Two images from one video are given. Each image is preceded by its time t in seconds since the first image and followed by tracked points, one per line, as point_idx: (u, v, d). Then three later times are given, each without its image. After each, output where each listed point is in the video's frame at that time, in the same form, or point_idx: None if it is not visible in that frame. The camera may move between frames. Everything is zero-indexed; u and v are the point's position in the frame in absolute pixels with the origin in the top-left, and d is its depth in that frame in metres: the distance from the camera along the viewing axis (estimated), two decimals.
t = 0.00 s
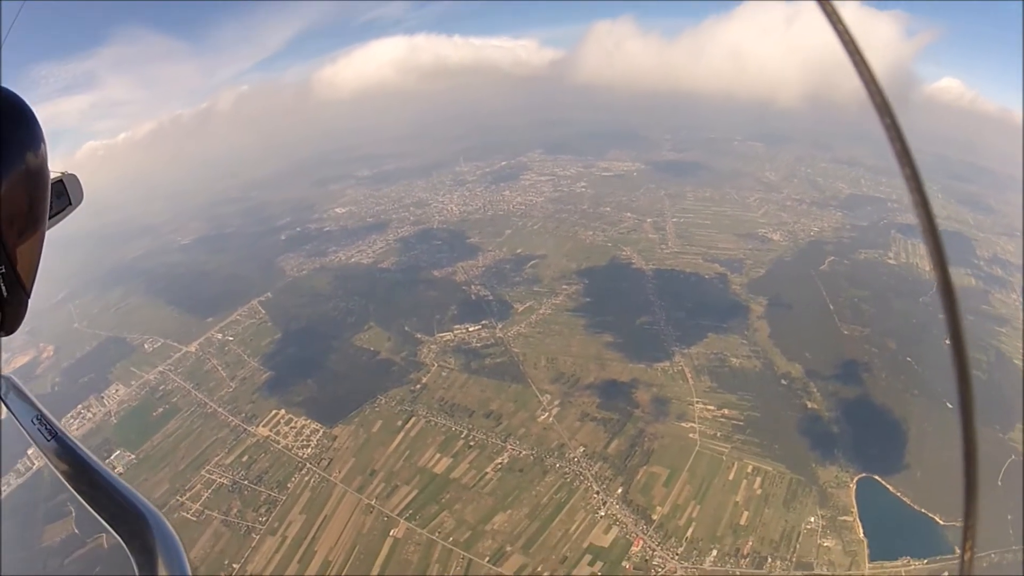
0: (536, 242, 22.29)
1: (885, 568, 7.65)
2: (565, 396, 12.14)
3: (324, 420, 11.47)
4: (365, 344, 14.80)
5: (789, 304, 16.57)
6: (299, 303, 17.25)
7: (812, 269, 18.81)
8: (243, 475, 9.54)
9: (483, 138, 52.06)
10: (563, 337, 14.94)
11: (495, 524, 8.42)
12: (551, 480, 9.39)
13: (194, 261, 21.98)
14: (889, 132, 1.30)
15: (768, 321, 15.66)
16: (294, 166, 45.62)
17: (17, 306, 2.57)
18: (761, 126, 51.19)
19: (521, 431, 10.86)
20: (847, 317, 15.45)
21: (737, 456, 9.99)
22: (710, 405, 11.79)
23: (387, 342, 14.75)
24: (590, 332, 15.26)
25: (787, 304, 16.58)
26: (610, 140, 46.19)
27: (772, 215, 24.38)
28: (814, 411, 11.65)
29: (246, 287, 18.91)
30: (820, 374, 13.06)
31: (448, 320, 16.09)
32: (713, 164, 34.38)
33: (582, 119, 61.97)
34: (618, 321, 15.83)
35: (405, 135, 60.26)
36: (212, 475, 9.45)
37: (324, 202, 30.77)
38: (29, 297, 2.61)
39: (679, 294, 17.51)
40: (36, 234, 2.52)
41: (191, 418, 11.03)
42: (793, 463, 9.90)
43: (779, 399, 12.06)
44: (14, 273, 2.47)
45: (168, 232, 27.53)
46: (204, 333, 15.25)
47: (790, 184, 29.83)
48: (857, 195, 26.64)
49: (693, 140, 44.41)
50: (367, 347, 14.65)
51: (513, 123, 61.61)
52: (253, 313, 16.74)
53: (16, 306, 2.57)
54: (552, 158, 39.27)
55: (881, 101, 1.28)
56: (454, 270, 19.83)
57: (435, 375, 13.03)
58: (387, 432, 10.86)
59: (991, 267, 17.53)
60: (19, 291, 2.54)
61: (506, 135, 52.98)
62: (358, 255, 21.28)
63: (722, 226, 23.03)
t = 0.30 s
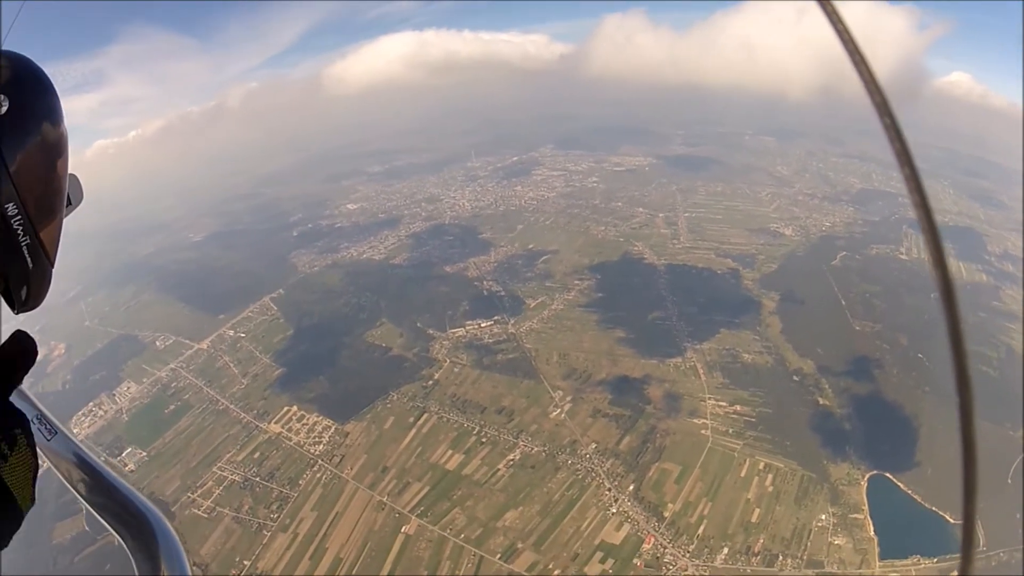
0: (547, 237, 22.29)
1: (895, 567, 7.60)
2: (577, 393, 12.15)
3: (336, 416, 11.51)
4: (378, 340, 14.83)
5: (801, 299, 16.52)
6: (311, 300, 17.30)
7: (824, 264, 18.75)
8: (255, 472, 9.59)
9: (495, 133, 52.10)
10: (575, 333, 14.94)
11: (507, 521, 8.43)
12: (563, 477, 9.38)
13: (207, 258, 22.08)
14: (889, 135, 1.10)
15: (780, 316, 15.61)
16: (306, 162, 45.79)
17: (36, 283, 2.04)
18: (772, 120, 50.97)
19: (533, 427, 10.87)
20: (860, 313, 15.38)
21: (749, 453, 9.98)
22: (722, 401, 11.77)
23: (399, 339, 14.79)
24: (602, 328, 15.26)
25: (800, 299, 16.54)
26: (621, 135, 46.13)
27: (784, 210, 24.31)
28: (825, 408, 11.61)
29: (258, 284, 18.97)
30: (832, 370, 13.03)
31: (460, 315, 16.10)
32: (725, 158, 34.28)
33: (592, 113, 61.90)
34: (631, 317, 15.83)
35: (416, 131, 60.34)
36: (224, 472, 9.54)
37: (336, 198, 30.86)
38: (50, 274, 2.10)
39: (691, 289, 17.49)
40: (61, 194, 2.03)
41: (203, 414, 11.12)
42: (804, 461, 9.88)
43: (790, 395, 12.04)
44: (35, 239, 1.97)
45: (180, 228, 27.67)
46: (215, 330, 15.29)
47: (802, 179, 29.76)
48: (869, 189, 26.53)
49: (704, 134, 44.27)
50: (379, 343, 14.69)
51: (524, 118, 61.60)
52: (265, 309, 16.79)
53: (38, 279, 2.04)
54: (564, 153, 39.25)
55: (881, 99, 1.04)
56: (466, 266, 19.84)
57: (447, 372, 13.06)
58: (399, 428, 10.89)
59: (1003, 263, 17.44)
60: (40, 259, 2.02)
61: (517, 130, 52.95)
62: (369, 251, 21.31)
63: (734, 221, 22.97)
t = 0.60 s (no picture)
0: (556, 239, 22.31)
1: (901, 571, 7.64)
2: (584, 395, 12.12)
3: (343, 417, 11.50)
4: (386, 342, 14.84)
5: (810, 302, 16.46)
6: (320, 301, 17.33)
7: (832, 267, 18.72)
8: (263, 472, 9.63)
9: (503, 135, 52.18)
10: (583, 336, 14.92)
11: (513, 524, 8.39)
12: (571, 479, 9.37)
13: (216, 258, 22.16)
14: (890, 137, 0.83)
15: (789, 319, 15.55)
16: (316, 164, 45.97)
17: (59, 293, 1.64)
18: (782, 122, 50.91)
19: (541, 430, 10.86)
20: (869, 316, 15.34)
21: (757, 456, 9.94)
22: (731, 405, 11.74)
23: (407, 340, 14.79)
24: (611, 330, 15.24)
25: (808, 302, 16.48)
26: (630, 137, 46.17)
27: (793, 213, 24.28)
28: (833, 412, 11.56)
29: (267, 284, 19.01)
30: (840, 374, 12.97)
31: (468, 317, 16.10)
32: (734, 161, 34.27)
33: (600, 115, 61.97)
34: (640, 320, 15.81)
35: (424, 133, 60.54)
36: (232, 472, 9.58)
37: (345, 200, 30.96)
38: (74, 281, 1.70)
39: (700, 292, 17.47)
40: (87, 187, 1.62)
41: (210, 415, 11.21)
42: (812, 466, 9.83)
43: (799, 399, 11.98)
44: (58, 246, 1.56)
45: (190, 229, 27.81)
46: (223, 330, 15.32)
47: (811, 181, 29.73)
48: (878, 193, 26.50)
49: (713, 137, 44.29)
50: (387, 344, 14.69)
51: (533, 120, 61.76)
52: (273, 310, 16.82)
53: (61, 288, 1.64)
54: (572, 156, 39.30)
55: (882, 96, 0.85)
56: (475, 267, 19.86)
57: (455, 373, 13.06)
58: (407, 429, 10.90)
59: (1012, 267, 17.39)
60: (63, 270, 1.62)
61: (526, 132, 53.05)
62: (378, 252, 21.37)
63: (743, 223, 22.96)
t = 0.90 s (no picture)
0: (557, 238, 22.30)
1: (901, 572, 7.63)
2: (585, 394, 12.11)
3: (343, 416, 11.49)
4: (387, 340, 14.83)
5: (811, 301, 16.43)
6: (320, 300, 17.31)
7: (834, 266, 18.69)
8: (263, 471, 9.63)
9: (504, 134, 52.13)
10: (584, 335, 14.91)
11: (514, 523, 8.38)
12: (571, 478, 9.36)
13: (217, 257, 22.13)
14: (889, 134, 0.80)
15: (790, 318, 15.53)
16: (317, 162, 45.93)
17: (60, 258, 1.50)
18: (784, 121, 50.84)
19: (541, 429, 10.85)
20: (870, 315, 15.32)
21: (757, 456, 9.93)
22: (732, 404, 11.73)
23: (408, 339, 14.79)
24: (612, 329, 15.23)
25: (810, 301, 16.45)
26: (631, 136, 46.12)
27: (794, 211, 24.24)
28: (834, 411, 11.55)
29: (268, 283, 19.01)
30: (841, 373, 12.96)
31: (469, 315, 16.09)
32: (735, 160, 34.23)
33: (602, 114, 61.89)
34: (641, 319, 15.79)
35: (425, 132, 60.46)
36: (232, 471, 9.58)
37: (346, 198, 30.94)
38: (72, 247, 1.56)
39: (701, 291, 17.45)
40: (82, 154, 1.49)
41: (210, 413, 11.21)
42: (813, 465, 9.82)
43: (799, 399, 11.97)
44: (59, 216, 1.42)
45: (190, 227, 27.80)
46: (224, 329, 15.31)
47: (813, 180, 29.68)
48: (880, 192, 26.47)
49: (714, 135, 44.24)
50: (388, 342, 14.69)
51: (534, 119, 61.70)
52: (273, 308, 16.80)
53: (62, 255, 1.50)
54: (573, 154, 39.27)
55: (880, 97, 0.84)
56: (476, 266, 19.83)
57: (455, 372, 13.04)
58: (407, 428, 10.89)
59: (1013, 266, 17.37)
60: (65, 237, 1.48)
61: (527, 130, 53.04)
62: (379, 251, 21.35)
63: (745, 223, 22.93)
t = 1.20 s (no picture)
0: (550, 238, 22.30)
1: (894, 572, 7.63)
2: (577, 394, 12.10)
3: (335, 415, 11.46)
4: (379, 339, 14.80)
5: (804, 302, 16.45)
6: (312, 298, 17.27)
7: (827, 267, 18.72)
8: (255, 470, 9.60)
9: (499, 133, 52.17)
10: (576, 334, 14.90)
11: (505, 522, 8.37)
12: (562, 478, 9.36)
13: (209, 255, 22.05)
14: (890, 131, 0.82)
15: (783, 318, 15.54)
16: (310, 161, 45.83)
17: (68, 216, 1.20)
18: (777, 123, 51.01)
19: (533, 429, 10.84)
20: (862, 317, 15.35)
21: (749, 456, 9.94)
22: (723, 404, 11.74)
23: (400, 338, 14.76)
24: (604, 329, 15.23)
25: (803, 301, 16.47)
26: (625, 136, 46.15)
27: (787, 212, 24.27)
28: (827, 412, 11.57)
29: (261, 281, 18.96)
30: (834, 374, 12.97)
31: (461, 315, 16.07)
32: (728, 161, 34.28)
33: (596, 114, 61.95)
34: (634, 319, 15.78)
35: (419, 130, 60.35)
36: (223, 470, 9.55)
37: (339, 197, 30.87)
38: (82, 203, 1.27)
39: (694, 292, 17.46)
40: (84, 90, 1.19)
41: (202, 412, 11.17)
42: (805, 466, 9.82)
43: (792, 399, 11.98)
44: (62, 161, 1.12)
45: (183, 225, 27.70)
46: (216, 328, 15.25)
47: (806, 181, 29.76)
48: (872, 194, 26.55)
49: (709, 136, 44.30)
50: (380, 342, 14.66)
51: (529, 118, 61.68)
52: (266, 307, 16.75)
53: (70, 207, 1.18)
54: (567, 154, 39.29)
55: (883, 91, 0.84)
56: (469, 265, 19.82)
57: (447, 371, 13.01)
58: (398, 428, 10.86)
59: (1005, 268, 17.42)
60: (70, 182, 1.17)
61: (521, 130, 53.09)
62: (372, 250, 21.31)
63: (737, 223, 22.96)
